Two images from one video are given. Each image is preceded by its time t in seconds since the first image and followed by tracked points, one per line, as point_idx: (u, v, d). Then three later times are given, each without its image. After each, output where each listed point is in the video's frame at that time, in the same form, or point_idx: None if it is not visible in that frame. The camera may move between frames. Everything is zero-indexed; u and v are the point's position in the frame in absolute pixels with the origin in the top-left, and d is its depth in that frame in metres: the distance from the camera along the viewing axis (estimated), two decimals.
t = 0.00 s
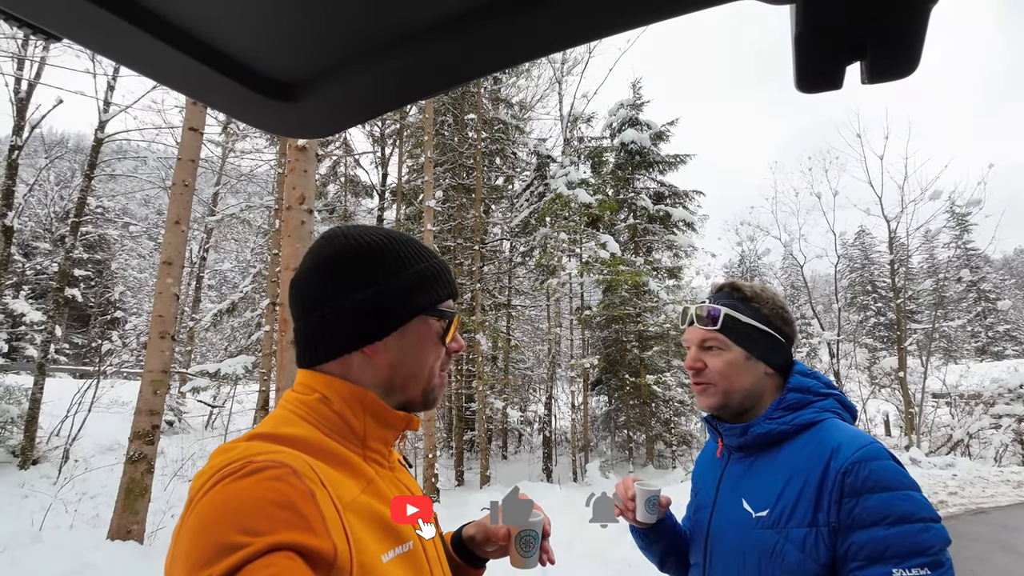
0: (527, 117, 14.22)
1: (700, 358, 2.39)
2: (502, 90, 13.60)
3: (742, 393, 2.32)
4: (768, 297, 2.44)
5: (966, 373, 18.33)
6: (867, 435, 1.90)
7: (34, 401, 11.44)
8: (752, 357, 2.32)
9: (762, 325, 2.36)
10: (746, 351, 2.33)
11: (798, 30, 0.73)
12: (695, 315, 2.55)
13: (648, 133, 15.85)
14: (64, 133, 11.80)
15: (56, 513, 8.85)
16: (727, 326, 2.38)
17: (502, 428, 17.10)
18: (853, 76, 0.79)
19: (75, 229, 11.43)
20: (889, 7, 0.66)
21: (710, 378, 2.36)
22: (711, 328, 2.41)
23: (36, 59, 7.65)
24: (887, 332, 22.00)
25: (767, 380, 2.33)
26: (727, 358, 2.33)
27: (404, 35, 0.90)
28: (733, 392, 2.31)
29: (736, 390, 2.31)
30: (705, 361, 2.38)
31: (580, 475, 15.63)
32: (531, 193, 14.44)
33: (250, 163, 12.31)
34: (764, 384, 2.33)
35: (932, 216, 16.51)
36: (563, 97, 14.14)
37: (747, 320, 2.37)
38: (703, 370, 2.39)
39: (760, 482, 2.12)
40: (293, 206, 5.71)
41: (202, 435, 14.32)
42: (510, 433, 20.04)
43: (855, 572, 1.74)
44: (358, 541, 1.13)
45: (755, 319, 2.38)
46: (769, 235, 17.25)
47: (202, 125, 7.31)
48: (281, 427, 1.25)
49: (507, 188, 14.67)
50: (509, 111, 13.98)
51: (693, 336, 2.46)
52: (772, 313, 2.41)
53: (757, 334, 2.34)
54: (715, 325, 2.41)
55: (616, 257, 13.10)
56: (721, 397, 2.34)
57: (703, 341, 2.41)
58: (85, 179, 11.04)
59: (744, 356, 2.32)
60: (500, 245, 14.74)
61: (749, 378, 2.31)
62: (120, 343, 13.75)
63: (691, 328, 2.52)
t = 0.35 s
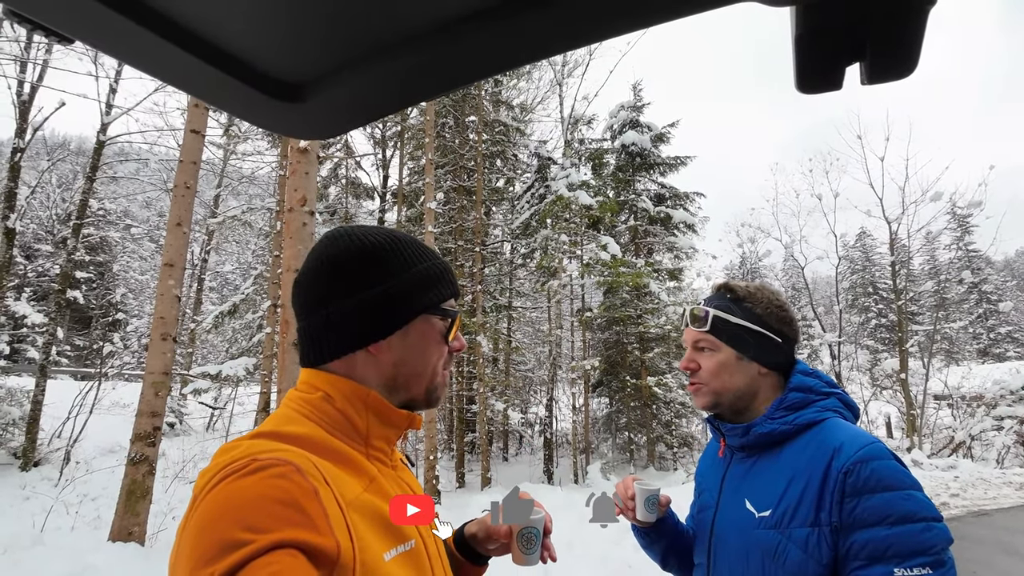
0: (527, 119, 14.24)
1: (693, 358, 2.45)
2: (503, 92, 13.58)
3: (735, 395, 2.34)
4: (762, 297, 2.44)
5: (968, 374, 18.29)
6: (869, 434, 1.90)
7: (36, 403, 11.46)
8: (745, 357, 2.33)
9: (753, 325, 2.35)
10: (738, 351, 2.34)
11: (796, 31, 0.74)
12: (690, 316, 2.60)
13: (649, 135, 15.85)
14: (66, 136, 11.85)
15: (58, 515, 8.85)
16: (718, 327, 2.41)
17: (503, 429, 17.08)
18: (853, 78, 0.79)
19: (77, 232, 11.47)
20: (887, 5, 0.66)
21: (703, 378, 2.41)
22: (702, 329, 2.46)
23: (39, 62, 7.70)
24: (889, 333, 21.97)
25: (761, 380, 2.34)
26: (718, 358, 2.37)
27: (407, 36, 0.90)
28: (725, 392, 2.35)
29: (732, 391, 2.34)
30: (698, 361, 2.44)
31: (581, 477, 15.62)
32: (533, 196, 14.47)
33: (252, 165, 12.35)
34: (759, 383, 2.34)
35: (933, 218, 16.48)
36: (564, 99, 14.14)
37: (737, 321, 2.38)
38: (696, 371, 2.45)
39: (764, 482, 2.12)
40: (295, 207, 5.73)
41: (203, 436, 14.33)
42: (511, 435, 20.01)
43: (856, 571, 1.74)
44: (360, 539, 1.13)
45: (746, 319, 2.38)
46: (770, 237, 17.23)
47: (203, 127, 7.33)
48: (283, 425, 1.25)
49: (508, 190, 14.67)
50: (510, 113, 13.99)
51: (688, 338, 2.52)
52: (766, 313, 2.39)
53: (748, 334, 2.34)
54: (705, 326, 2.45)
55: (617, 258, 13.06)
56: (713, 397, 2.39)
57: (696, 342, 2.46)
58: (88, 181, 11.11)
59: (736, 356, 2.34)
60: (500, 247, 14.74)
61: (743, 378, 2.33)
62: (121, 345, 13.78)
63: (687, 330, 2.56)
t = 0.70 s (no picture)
0: (529, 123, 14.25)
1: (696, 361, 2.46)
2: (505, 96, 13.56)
3: (736, 397, 2.34)
4: (765, 299, 2.43)
5: (973, 378, 18.21)
6: (873, 436, 1.89)
7: (39, 406, 11.49)
8: (747, 359, 2.33)
9: (756, 328, 2.35)
10: (740, 353, 2.34)
11: (800, 32, 0.74)
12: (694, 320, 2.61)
13: (651, 138, 15.85)
14: (70, 140, 11.90)
15: (60, 518, 8.86)
16: (721, 330, 2.40)
17: (505, 433, 17.05)
18: (856, 78, 0.79)
19: (81, 235, 11.52)
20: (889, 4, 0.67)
21: (705, 382, 2.41)
22: (705, 331, 2.46)
23: (44, 67, 7.75)
24: (892, 336, 21.89)
25: (765, 382, 2.33)
26: (722, 361, 2.37)
27: (410, 40, 0.91)
28: (728, 395, 2.34)
29: (734, 394, 2.34)
30: (701, 365, 2.44)
31: (583, 481, 15.55)
32: (535, 199, 14.45)
33: (255, 168, 12.39)
34: (762, 386, 2.33)
35: (937, 220, 16.40)
36: (565, 102, 14.17)
37: (740, 323, 2.37)
38: (700, 374, 2.45)
39: (767, 486, 2.11)
40: (298, 211, 5.75)
41: (205, 440, 14.33)
42: (514, 438, 19.96)
43: None
44: (360, 542, 1.13)
45: (749, 321, 2.37)
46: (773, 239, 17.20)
47: (207, 131, 7.36)
48: (283, 428, 1.26)
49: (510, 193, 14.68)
50: (512, 117, 13.99)
51: (691, 341, 2.53)
52: (769, 315, 2.38)
53: (752, 337, 2.33)
54: (709, 329, 2.46)
55: (619, 261, 13.04)
56: (716, 401, 2.38)
57: (699, 344, 2.47)
58: (91, 185, 11.17)
59: (739, 358, 2.34)
60: (502, 250, 14.74)
61: (746, 380, 2.33)
62: (124, 348, 13.82)
63: (691, 332, 2.57)
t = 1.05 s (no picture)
0: (531, 126, 14.27)
1: (718, 364, 2.35)
2: (507, 100, 13.53)
3: (757, 398, 2.30)
4: (779, 299, 2.47)
5: (977, 380, 18.13)
6: (877, 435, 1.89)
7: (43, 410, 11.53)
8: (769, 360, 2.32)
9: (776, 327, 2.37)
10: (763, 354, 2.32)
11: (802, 34, 0.75)
12: (708, 319, 2.52)
13: (653, 141, 15.89)
14: (75, 145, 11.99)
15: (64, 522, 8.86)
16: (747, 329, 2.37)
17: (508, 436, 17.05)
18: (856, 80, 0.80)
19: (85, 240, 11.59)
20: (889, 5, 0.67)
21: (729, 384, 2.33)
22: (727, 332, 2.39)
23: (49, 72, 7.80)
24: (896, 339, 21.83)
25: (781, 383, 2.35)
26: (746, 362, 2.31)
27: (418, 42, 0.92)
28: (753, 397, 2.30)
29: (755, 395, 2.30)
30: (724, 367, 2.34)
31: (586, 484, 15.51)
32: (537, 202, 14.47)
33: (258, 173, 12.45)
34: (779, 387, 2.34)
35: (940, 222, 16.34)
36: (567, 105, 14.22)
37: (763, 322, 2.37)
38: (722, 376, 2.35)
39: (772, 486, 2.11)
40: (302, 214, 5.78)
41: (208, 443, 14.36)
42: (516, 441, 19.90)
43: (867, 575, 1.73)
44: (362, 539, 1.14)
45: (769, 321, 2.39)
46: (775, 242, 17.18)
47: (211, 135, 7.40)
48: (284, 428, 1.26)
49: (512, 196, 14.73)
50: (514, 120, 14.00)
51: (710, 342, 2.42)
52: (783, 314, 2.43)
53: (773, 337, 2.35)
54: (732, 329, 2.39)
55: (622, 264, 13.05)
56: (740, 403, 2.32)
57: (720, 345, 2.37)
58: (96, 190, 11.24)
59: (762, 359, 2.31)
60: (505, 253, 14.73)
61: (767, 382, 2.31)
62: (128, 352, 13.87)
63: (705, 333, 2.49)
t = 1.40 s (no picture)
0: (533, 128, 14.27)
1: (730, 367, 2.33)
2: (508, 102, 13.60)
3: (764, 401, 2.29)
4: (779, 302, 2.50)
5: (981, 382, 18.06)
6: (883, 438, 1.88)
7: (45, 412, 11.54)
8: (777, 362, 2.33)
9: (780, 328, 2.41)
10: (772, 356, 2.34)
11: (802, 34, 0.75)
12: (714, 322, 2.50)
13: (654, 143, 15.91)
14: (79, 147, 12.04)
15: (66, 524, 8.87)
16: (757, 331, 2.37)
17: (510, 438, 17.01)
18: (858, 79, 0.80)
19: (88, 242, 11.62)
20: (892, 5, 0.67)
21: (742, 388, 2.30)
22: (737, 334, 2.38)
23: (53, 75, 7.84)
24: (899, 341, 21.77)
25: (785, 386, 2.35)
26: (757, 365, 2.31)
27: (419, 44, 0.93)
28: (765, 400, 2.28)
29: (764, 398, 2.29)
30: (736, 369, 2.32)
31: (588, 487, 15.48)
32: (538, 204, 14.44)
33: (260, 175, 12.47)
34: (784, 389, 2.34)
35: (943, 224, 16.29)
36: (569, 108, 14.24)
37: (770, 324, 2.39)
38: (734, 380, 2.32)
39: (776, 489, 2.10)
40: (304, 217, 5.79)
41: (210, 445, 14.36)
42: (518, 444, 19.86)
43: None
44: (364, 540, 1.13)
45: (775, 321, 2.42)
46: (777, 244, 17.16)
47: (213, 138, 7.42)
48: (285, 428, 1.27)
49: (514, 199, 14.79)
50: (516, 122, 14.01)
51: (720, 344, 2.39)
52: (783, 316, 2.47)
53: (779, 339, 2.38)
54: (742, 331, 2.38)
55: (624, 266, 13.04)
56: (753, 407, 2.29)
57: (731, 349, 2.36)
58: (99, 192, 11.31)
59: (772, 362, 2.33)
60: (506, 255, 14.73)
61: (774, 384, 2.31)
62: (130, 354, 13.90)
63: (710, 336, 2.46)
